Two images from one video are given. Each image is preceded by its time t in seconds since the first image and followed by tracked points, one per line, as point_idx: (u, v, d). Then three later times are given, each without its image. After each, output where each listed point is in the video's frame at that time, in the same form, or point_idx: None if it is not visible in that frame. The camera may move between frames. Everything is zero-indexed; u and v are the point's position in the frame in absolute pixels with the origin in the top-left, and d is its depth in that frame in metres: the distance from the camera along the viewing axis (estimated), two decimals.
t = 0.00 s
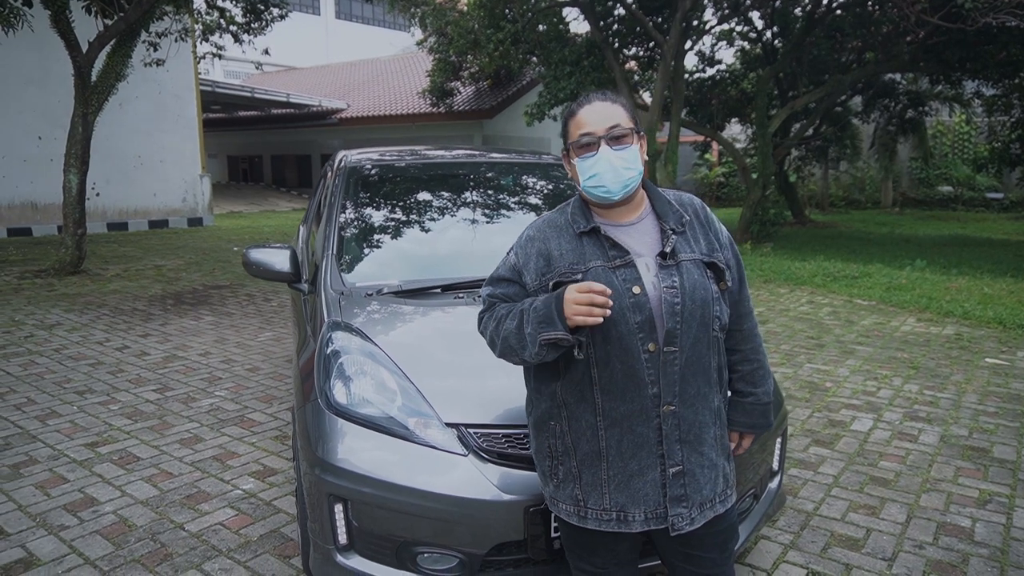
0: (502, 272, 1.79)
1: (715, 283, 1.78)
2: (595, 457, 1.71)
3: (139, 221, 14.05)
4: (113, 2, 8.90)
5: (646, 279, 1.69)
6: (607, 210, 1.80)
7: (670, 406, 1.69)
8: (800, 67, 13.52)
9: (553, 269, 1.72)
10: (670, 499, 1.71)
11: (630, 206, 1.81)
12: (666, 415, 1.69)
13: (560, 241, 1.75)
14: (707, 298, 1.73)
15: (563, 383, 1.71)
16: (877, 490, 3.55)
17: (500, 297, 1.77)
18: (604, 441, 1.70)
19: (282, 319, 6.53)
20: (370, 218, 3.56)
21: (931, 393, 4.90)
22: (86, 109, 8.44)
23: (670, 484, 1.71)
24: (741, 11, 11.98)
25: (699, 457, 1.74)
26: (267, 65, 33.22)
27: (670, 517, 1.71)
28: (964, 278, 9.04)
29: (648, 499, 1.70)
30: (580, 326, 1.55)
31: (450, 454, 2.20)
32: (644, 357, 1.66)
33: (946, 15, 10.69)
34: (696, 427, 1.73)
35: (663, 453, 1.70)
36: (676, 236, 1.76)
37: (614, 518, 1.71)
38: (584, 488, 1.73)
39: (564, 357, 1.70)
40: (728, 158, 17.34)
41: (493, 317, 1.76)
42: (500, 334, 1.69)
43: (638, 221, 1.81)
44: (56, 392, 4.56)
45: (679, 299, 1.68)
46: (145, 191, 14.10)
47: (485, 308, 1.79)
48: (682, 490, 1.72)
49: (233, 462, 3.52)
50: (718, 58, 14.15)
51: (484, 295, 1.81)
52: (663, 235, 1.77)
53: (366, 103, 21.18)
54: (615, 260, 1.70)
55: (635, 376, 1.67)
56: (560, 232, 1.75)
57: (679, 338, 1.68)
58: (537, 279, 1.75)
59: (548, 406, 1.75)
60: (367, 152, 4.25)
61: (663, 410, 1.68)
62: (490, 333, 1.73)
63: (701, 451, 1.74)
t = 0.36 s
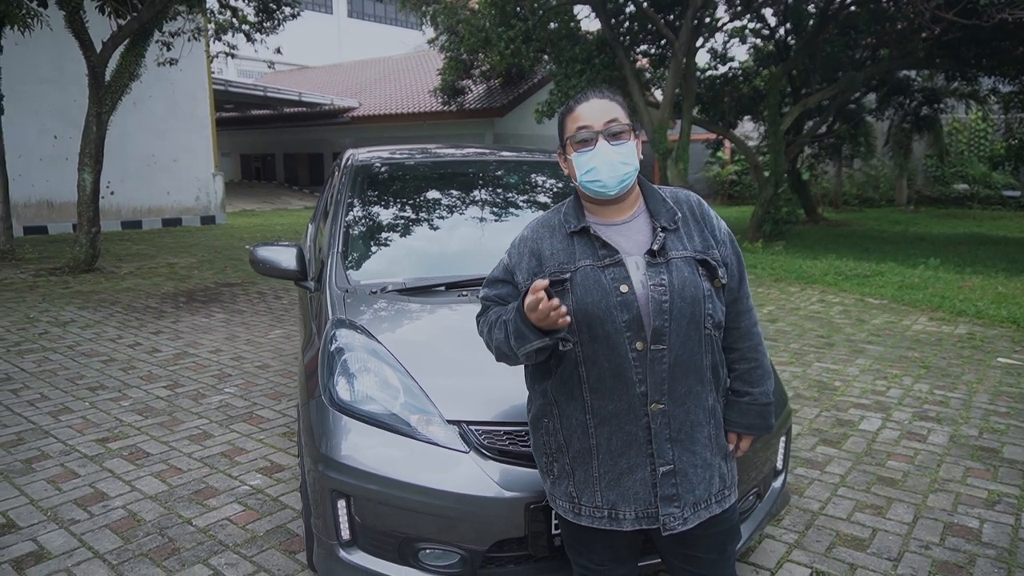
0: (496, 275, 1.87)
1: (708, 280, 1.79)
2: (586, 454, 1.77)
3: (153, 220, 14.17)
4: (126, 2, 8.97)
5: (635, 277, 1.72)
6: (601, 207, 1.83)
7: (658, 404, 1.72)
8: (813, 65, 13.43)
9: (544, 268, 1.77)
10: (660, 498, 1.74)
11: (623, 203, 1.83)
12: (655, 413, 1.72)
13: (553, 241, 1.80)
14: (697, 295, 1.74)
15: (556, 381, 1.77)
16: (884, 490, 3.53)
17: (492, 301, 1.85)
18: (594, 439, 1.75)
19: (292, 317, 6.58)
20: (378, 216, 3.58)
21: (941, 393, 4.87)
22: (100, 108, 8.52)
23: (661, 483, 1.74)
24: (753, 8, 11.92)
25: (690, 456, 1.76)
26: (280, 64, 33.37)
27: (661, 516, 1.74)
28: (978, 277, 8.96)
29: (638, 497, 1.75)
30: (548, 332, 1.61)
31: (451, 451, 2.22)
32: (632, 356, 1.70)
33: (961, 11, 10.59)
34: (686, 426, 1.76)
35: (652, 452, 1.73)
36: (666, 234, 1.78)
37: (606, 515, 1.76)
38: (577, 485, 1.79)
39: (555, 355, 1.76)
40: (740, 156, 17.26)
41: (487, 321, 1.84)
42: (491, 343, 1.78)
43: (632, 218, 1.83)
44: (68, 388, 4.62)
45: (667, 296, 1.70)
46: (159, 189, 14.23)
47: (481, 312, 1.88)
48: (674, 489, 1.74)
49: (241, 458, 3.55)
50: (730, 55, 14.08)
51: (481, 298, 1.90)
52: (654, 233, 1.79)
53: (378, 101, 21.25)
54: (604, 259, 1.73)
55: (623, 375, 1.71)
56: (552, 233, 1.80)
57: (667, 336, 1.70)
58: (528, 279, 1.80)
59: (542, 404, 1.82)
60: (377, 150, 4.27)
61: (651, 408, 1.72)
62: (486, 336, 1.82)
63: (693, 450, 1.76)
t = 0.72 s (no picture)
0: (501, 274, 1.88)
1: (710, 281, 1.79)
2: (587, 454, 1.78)
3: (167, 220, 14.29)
4: (140, 4, 9.06)
5: (637, 279, 1.73)
6: (603, 213, 1.84)
7: (659, 405, 1.72)
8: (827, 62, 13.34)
9: (547, 270, 1.79)
10: (661, 499, 1.74)
11: (625, 208, 1.84)
12: (655, 414, 1.72)
13: (556, 242, 1.81)
14: (699, 297, 1.74)
15: (557, 382, 1.78)
16: (894, 491, 3.51)
17: (498, 303, 1.86)
18: (596, 439, 1.76)
19: (303, 315, 6.62)
20: (388, 216, 3.60)
21: (953, 393, 4.83)
22: (115, 110, 8.60)
23: (661, 483, 1.74)
24: (766, 6, 11.85)
25: (691, 457, 1.76)
26: (293, 64, 33.50)
27: (660, 516, 1.74)
28: (993, 276, 8.87)
29: (638, 497, 1.75)
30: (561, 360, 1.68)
31: (456, 450, 2.23)
32: (633, 358, 1.71)
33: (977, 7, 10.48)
34: (687, 428, 1.76)
35: (653, 453, 1.74)
36: (668, 235, 1.78)
37: (607, 515, 1.77)
38: (579, 484, 1.80)
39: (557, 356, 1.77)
40: (752, 155, 17.17)
41: (493, 324, 1.86)
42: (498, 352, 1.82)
43: (634, 221, 1.84)
44: (82, 386, 4.68)
45: (668, 298, 1.71)
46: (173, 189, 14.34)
47: (486, 313, 1.90)
48: (674, 490, 1.75)
49: (251, 456, 3.59)
50: (743, 53, 14.00)
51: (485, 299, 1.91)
52: (656, 235, 1.80)
53: (390, 102, 21.31)
54: (606, 261, 1.74)
55: (623, 376, 1.71)
56: (555, 234, 1.81)
57: (668, 338, 1.71)
58: (532, 281, 1.82)
59: (544, 403, 1.83)
60: (388, 150, 4.29)
61: (651, 409, 1.72)
62: (491, 339, 1.84)
63: (693, 451, 1.77)
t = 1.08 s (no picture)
0: (506, 269, 1.85)
1: (716, 281, 1.80)
2: (593, 453, 1.77)
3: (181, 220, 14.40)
4: (155, 6, 9.15)
5: (643, 278, 1.73)
6: (611, 205, 1.83)
7: (665, 404, 1.72)
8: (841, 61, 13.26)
9: (553, 267, 1.78)
10: (667, 497, 1.75)
11: (633, 203, 1.83)
12: (661, 412, 1.72)
13: (562, 239, 1.80)
14: (705, 295, 1.75)
15: (563, 381, 1.77)
16: (904, 493, 3.48)
17: (504, 294, 1.82)
18: (601, 438, 1.76)
19: (314, 315, 6.67)
20: (397, 216, 3.62)
21: (967, 394, 4.79)
22: (129, 111, 8.69)
23: (666, 482, 1.74)
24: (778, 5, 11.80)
25: (697, 456, 1.76)
26: (305, 65, 33.67)
27: (665, 514, 1.74)
28: (1008, 276, 8.77)
29: (644, 496, 1.75)
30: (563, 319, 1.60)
31: (462, 448, 2.24)
32: (639, 356, 1.71)
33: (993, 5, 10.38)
34: (693, 426, 1.76)
35: (658, 452, 1.74)
36: (674, 235, 1.78)
37: (612, 514, 1.76)
38: (584, 483, 1.79)
39: (563, 355, 1.77)
40: (765, 154, 17.09)
41: (496, 313, 1.81)
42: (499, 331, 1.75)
43: (640, 219, 1.83)
44: (96, 385, 4.73)
45: (675, 297, 1.71)
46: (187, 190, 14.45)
47: (490, 304, 1.85)
48: (679, 488, 1.75)
49: (261, 455, 3.62)
50: (756, 51, 13.93)
51: (489, 293, 1.87)
52: (662, 234, 1.80)
53: (403, 102, 21.38)
54: (613, 260, 1.74)
55: (630, 374, 1.72)
56: (562, 231, 1.80)
57: (674, 336, 1.71)
58: (539, 277, 1.81)
59: (549, 402, 1.82)
60: (399, 150, 4.31)
61: (657, 408, 1.72)
62: (493, 330, 1.78)
63: (699, 449, 1.77)
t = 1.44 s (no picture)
0: (517, 268, 1.86)
1: (724, 283, 1.80)
2: (598, 452, 1.78)
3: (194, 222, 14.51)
4: (168, 10, 9.24)
5: (653, 278, 1.73)
6: (620, 210, 1.83)
7: (671, 404, 1.73)
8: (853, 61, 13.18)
9: (563, 267, 1.79)
10: (669, 498, 1.75)
11: (642, 208, 1.83)
12: (667, 413, 1.73)
13: (572, 239, 1.81)
14: (713, 298, 1.75)
15: (569, 380, 1.78)
16: (914, 495, 3.46)
17: (515, 296, 1.83)
18: (607, 437, 1.76)
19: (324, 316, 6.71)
20: (406, 217, 3.64)
21: (979, 396, 4.75)
22: (143, 113, 8.75)
23: (670, 482, 1.75)
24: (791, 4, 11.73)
25: (701, 458, 1.77)
26: (317, 67, 33.81)
27: (667, 515, 1.75)
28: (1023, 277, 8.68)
29: (647, 496, 1.75)
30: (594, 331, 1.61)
31: (469, 449, 2.25)
32: (647, 356, 1.71)
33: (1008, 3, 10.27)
34: (698, 427, 1.76)
35: (663, 452, 1.74)
36: (684, 237, 1.79)
37: (615, 514, 1.77)
38: (588, 483, 1.80)
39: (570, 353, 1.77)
40: (777, 154, 17.02)
41: (508, 315, 1.83)
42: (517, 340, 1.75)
43: (649, 222, 1.84)
44: (109, 384, 4.78)
45: (684, 298, 1.72)
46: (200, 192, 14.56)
47: (500, 305, 1.86)
48: (682, 489, 1.75)
49: (270, 454, 3.65)
50: (768, 51, 13.87)
51: (499, 293, 1.88)
52: (672, 236, 1.80)
53: (414, 103, 21.45)
54: (623, 259, 1.74)
55: (637, 374, 1.72)
56: (572, 231, 1.81)
57: (682, 337, 1.72)
58: (550, 276, 1.81)
59: (556, 401, 1.83)
60: (408, 151, 4.33)
61: (664, 408, 1.73)
62: (506, 333, 1.81)
63: (703, 451, 1.77)
